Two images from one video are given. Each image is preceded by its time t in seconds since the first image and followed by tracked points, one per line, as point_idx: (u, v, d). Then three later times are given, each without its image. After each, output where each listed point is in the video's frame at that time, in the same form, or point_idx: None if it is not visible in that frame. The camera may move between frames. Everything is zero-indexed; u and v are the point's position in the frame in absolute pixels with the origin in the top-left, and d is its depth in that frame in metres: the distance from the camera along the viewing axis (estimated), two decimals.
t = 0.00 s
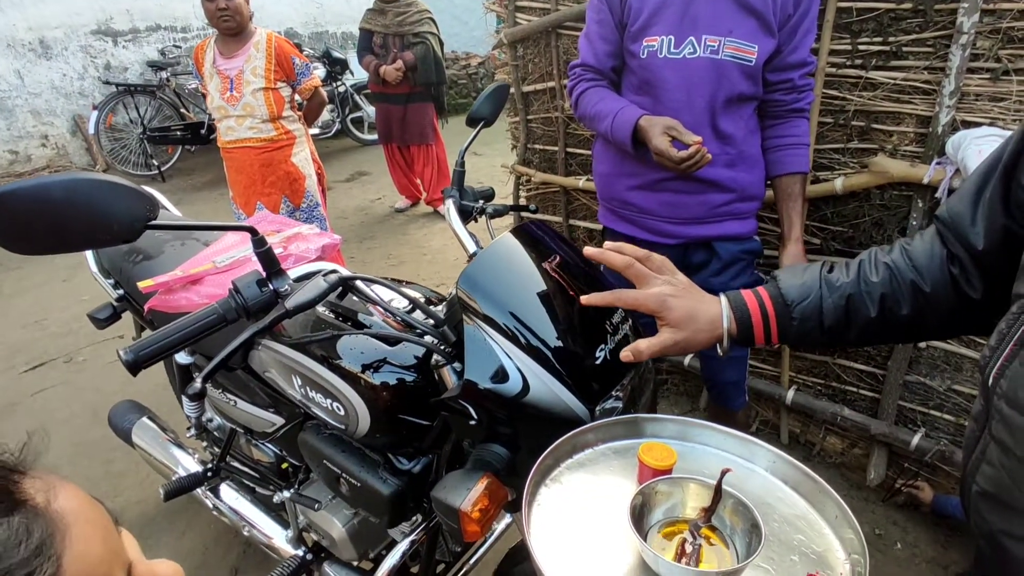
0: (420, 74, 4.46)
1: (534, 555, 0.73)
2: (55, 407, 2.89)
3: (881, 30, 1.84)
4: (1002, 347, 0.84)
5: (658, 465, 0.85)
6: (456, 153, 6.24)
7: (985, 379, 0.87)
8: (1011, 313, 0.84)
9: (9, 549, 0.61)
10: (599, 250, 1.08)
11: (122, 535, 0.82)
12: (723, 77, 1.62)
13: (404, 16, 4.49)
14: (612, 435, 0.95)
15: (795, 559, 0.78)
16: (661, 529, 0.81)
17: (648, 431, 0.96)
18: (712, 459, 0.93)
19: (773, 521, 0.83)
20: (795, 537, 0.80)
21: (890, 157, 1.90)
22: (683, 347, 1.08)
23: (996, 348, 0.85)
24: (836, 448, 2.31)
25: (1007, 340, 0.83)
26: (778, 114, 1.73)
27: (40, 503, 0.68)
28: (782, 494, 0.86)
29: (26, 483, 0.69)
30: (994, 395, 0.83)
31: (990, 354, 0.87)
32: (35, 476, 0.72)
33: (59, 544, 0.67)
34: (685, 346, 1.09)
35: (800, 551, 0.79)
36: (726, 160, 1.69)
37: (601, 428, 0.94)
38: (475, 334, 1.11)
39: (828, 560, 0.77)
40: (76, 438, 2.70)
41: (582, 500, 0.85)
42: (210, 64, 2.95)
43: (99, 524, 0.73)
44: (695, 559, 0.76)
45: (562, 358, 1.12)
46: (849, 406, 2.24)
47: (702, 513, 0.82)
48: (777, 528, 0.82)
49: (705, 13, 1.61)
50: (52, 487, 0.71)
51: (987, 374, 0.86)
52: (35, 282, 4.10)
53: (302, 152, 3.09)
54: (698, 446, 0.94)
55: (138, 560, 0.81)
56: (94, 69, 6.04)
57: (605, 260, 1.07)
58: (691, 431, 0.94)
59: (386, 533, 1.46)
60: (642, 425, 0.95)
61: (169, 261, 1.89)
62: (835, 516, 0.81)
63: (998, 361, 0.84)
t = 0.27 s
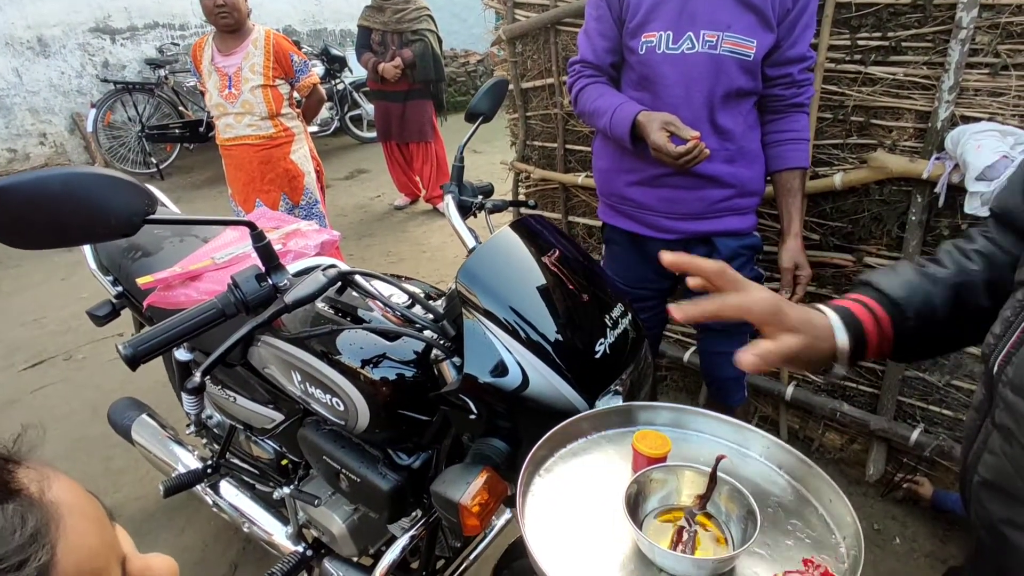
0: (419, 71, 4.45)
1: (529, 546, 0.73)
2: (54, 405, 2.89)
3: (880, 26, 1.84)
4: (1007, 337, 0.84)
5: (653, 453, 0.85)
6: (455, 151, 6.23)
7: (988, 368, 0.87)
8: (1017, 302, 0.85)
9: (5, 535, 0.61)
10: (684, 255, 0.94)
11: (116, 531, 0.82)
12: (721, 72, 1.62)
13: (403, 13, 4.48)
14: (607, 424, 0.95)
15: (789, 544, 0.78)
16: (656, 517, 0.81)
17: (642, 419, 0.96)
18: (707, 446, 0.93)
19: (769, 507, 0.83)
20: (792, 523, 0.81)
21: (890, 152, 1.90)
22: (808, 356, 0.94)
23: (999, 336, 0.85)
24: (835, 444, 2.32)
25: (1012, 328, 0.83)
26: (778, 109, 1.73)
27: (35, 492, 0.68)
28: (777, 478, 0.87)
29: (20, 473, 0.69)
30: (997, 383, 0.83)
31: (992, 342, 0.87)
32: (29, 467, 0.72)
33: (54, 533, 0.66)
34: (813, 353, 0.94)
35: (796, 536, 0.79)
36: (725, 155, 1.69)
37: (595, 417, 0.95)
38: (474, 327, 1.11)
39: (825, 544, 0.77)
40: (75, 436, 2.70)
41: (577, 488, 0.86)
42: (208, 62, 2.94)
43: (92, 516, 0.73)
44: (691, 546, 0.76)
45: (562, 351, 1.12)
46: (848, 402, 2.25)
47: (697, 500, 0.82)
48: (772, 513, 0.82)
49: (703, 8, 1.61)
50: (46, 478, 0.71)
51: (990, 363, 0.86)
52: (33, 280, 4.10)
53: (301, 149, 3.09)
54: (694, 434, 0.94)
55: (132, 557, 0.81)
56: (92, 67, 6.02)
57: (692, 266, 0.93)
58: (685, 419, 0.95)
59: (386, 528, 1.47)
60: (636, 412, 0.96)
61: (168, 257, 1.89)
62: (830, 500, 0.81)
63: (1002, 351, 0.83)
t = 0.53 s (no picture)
0: (419, 71, 4.46)
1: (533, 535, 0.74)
2: (56, 404, 2.90)
3: (879, 25, 1.84)
4: (1013, 330, 0.85)
5: (656, 444, 0.86)
6: (455, 150, 6.24)
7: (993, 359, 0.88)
8: None
9: (17, 522, 0.61)
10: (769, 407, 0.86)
11: (127, 521, 0.82)
12: (721, 71, 1.63)
13: (403, 13, 4.49)
14: (609, 415, 0.96)
15: (789, 535, 0.79)
16: (658, 508, 0.82)
17: (643, 411, 0.97)
18: (708, 439, 0.94)
19: (768, 500, 0.84)
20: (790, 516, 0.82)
21: (889, 151, 1.91)
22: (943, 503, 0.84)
23: (1006, 330, 0.87)
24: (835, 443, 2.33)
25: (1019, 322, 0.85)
26: (778, 108, 1.73)
27: (46, 482, 0.69)
28: (777, 472, 0.88)
29: (31, 463, 0.70)
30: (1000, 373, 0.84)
31: (1000, 337, 0.88)
32: (40, 457, 0.73)
33: (65, 521, 0.67)
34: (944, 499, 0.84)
35: (796, 528, 0.80)
36: (725, 154, 1.70)
37: (598, 408, 0.96)
38: (476, 325, 1.12)
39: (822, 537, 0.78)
40: (78, 434, 2.71)
41: (580, 478, 0.87)
42: (209, 62, 2.95)
43: (102, 506, 0.74)
44: (692, 537, 0.77)
45: (563, 349, 1.12)
46: (848, 401, 2.27)
47: (699, 492, 0.83)
48: (772, 506, 0.83)
49: (703, 8, 1.61)
50: (57, 468, 0.72)
51: (996, 354, 0.87)
52: (35, 280, 4.11)
53: (302, 149, 3.10)
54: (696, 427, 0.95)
55: (141, 545, 0.82)
56: (93, 67, 6.03)
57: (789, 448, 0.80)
58: (688, 412, 0.96)
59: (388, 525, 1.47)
60: (638, 405, 0.97)
61: (171, 257, 1.90)
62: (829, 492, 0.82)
63: (1007, 344, 0.85)
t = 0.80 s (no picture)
0: (418, 71, 4.47)
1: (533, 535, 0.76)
2: (57, 405, 2.91)
3: (875, 28, 1.86)
4: (1012, 338, 0.85)
5: (655, 445, 0.87)
6: (453, 150, 6.25)
7: (991, 364, 0.88)
8: None
9: (44, 535, 0.64)
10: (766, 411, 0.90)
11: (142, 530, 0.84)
12: (717, 75, 1.64)
13: (402, 13, 4.49)
14: (609, 415, 0.97)
15: (787, 536, 0.80)
16: (658, 508, 0.83)
17: (643, 411, 0.98)
18: (707, 438, 0.95)
19: (766, 499, 0.85)
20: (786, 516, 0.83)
21: (885, 153, 1.92)
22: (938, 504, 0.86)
23: (1005, 338, 0.87)
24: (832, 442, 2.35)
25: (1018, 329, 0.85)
26: (774, 111, 1.74)
27: (69, 494, 0.70)
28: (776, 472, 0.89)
29: (55, 476, 0.72)
30: (999, 380, 0.84)
31: (999, 344, 0.88)
32: (63, 470, 0.74)
33: (88, 533, 0.69)
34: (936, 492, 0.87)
35: (794, 529, 0.81)
36: (722, 157, 1.71)
37: (599, 408, 0.97)
38: (475, 328, 1.13)
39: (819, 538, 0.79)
40: (79, 436, 2.72)
41: (580, 478, 0.88)
42: (208, 63, 2.96)
43: (123, 516, 0.75)
44: (691, 537, 0.78)
45: (561, 352, 1.14)
46: (845, 400, 2.28)
47: (698, 492, 0.84)
48: (770, 505, 0.84)
49: (700, 12, 1.62)
50: (78, 480, 0.74)
51: (994, 360, 0.87)
52: (35, 281, 4.11)
53: (301, 150, 3.11)
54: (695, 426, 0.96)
55: (157, 553, 0.83)
56: (91, 68, 6.03)
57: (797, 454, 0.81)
58: (688, 412, 0.97)
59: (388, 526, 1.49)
60: (638, 404, 0.98)
61: (172, 259, 1.91)
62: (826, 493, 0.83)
63: (1006, 351, 0.85)
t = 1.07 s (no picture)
0: (414, 73, 4.47)
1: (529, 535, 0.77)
2: (56, 409, 2.91)
3: (869, 30, 1.87)
4: (1004, 338, 0.85)
5: (650, 445, 0.88)
6: (451, 151, 6.25)
7: (983, 365, 0.89)
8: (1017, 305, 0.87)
9: (48, 556, 0.65)
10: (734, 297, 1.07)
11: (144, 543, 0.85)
12: (713, 77, 1.65)
13: (398, 15, 4.50)
14: (604, 415, 0.99)
15: (780, 536, 0.81)
16: (652, 508, 0.84)
17: (638, 410, 1.00)
18: (701, 437, 0.97)
19: (760, 498, 0.86)
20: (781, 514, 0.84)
21: (879, 153, 1.94)
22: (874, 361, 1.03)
23: (997, 338, 0.87)
24: (829, 441, 2.36)
25: (1010, 330, 0.85)
26: (769, 113, 1.75)
27: (70, 513, 0.71)
28: (769, 470, 0.90)
29: (56, 495, 0.72)
30: (991, 381, 0.85)
31: (990, 344, 0.89)
32: (64, 488, 0.75)
33: (91, 549, 0.70)
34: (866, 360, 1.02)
35: (788, 528, 0.82)
36: (718, 158, 1.72)
37: (594, 408, 0.98)
38: (474, 330, 1.15)
39: (812, 537, 0.80)
40: (78, 439, 2.73)
41: (575, 478, 0.89)
42: (206, 66, 2.96)
43: (123, 531, 0.76)
44: (685, 537, 0.80)
45: (560, 355, 1.15)
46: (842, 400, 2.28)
47: (692, 492, 0.86)
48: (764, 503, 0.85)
49: (696, 15, 1.64)
50: (80, 498, 0.75)
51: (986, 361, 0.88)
52: (32, 285, 4.11)
53: (298, 152, 3.11)
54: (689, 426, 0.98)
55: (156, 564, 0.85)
56: (87, 70, 6.03)
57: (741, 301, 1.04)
58: (682, 411, 0.98)
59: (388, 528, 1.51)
60: (633, 404, 0.99)
61: (171, 262, 1.92)
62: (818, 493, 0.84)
63: (998, 352, 0.85)
